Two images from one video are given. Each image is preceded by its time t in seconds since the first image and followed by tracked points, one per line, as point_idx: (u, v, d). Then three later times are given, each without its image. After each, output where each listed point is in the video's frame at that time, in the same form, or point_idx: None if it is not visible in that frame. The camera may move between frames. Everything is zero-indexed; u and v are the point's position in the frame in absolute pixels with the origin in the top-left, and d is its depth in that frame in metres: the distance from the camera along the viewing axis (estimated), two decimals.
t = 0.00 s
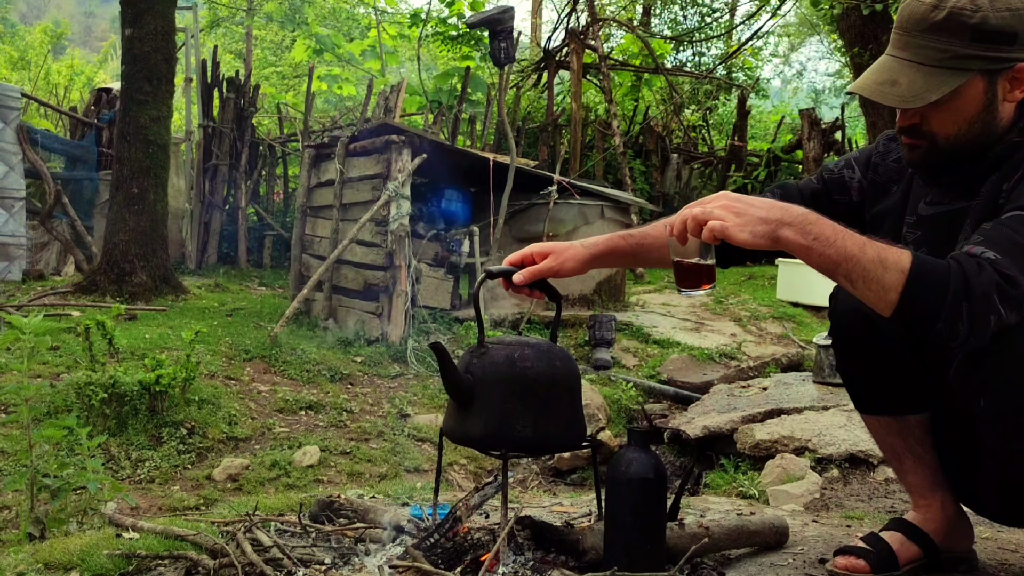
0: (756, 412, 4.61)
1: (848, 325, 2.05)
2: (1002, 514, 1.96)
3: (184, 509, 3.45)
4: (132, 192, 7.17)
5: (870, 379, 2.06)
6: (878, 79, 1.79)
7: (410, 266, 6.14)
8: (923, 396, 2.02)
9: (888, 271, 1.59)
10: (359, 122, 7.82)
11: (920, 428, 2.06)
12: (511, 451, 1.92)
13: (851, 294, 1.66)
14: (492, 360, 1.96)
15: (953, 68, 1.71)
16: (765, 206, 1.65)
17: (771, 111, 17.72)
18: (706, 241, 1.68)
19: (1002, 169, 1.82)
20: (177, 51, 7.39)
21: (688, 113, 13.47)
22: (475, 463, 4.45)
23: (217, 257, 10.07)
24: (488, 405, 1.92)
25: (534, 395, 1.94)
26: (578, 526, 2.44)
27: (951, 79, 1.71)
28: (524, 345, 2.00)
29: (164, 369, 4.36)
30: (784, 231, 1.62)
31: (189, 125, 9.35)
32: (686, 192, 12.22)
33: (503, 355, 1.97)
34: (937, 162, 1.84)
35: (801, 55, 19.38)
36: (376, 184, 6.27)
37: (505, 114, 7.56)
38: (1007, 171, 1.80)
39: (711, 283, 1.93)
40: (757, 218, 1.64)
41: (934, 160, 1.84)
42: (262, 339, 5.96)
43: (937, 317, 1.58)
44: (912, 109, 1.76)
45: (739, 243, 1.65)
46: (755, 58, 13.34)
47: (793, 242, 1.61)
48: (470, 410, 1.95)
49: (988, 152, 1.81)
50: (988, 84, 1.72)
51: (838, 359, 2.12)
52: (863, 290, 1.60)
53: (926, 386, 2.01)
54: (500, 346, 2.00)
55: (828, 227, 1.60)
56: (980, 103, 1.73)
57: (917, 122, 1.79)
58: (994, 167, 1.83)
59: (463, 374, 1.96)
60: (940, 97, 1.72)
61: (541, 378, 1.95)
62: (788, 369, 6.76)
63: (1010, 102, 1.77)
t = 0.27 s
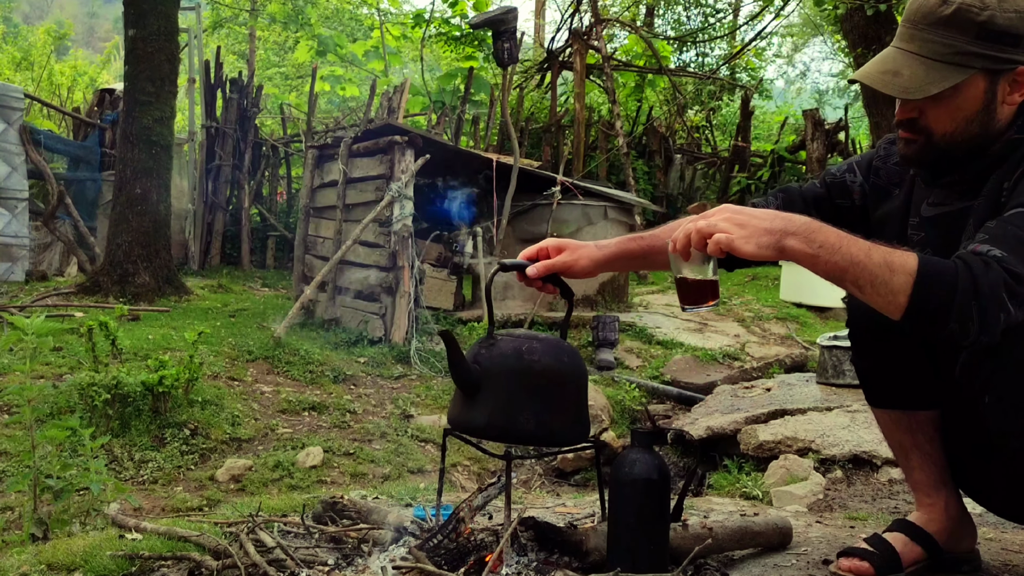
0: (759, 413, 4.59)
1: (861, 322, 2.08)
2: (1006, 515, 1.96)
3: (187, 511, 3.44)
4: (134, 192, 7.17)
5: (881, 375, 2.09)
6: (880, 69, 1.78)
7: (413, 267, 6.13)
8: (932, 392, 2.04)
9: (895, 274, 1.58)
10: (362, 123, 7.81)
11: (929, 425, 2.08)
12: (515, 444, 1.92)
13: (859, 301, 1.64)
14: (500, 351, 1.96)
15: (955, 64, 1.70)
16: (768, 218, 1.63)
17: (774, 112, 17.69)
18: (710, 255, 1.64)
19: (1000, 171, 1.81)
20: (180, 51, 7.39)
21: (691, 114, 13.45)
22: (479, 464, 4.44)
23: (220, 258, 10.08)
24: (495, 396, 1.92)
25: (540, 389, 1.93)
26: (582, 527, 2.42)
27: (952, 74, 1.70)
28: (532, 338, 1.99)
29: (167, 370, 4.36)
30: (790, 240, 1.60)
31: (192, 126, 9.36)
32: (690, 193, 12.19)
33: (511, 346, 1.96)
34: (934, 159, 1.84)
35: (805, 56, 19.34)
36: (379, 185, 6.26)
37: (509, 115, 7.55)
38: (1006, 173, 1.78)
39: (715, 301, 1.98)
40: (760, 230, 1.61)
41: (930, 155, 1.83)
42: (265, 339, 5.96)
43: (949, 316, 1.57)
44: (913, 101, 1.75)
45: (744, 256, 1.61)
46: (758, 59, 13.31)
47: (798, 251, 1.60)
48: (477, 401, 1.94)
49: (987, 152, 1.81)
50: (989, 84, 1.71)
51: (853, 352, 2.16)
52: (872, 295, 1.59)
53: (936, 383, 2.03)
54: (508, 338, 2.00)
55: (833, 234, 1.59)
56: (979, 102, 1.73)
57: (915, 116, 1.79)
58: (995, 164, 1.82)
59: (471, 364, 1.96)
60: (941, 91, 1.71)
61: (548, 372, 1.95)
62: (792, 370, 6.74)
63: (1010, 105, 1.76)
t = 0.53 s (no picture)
0: (763, 414, 4.57)
1: (866, 320, 2.08)
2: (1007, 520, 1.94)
3: (190, 511, 3.44)
4: (138, 193, 7.18)
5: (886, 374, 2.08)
6: (896, 60, 1.80)
7: (416, 267, 6.12)
8: (935, 393, 2.04)
9: (893, 272, 1.59)
10: (365, 124, 7.82)
11: (933, 424, 2.08)
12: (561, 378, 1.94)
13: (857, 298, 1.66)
14: (557, 286, 1.95)
15: (969, 59, 1.70)
16: (765, 219, 1.65)
17: (778, 112, 17.65)
18: (709, 255, 1.66)
19: (1007, 169, 1.78)
20: (183, 52, 7.40)
21: (695, 114, 13.43)
22: (482, 465, 4.43)
23: (223, 259, 10.08)
24: (550, 330, 1.92)
25: (592, 328, 1.95)
26: (586, 528, 2.41)
27: (965, 67, 1.70)
28: (587, 276, 2.00)
29: (170, 370, 4.36)
30: (788, 240, 1.61)
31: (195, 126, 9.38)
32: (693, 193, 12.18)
33: (568, 282, 1.96)
34: (942, 152, 1.85)
35: (809, 56, 19.31)
36: (382, 186, 6.26)
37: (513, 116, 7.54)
38: (1012, 170, 1.76)
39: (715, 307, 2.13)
40: (758, 230, 1.63)
41: (938, 149, 1.84)
42: (268, 340, 5.96)
43: (946, 313, 1.59)
44: (924, 93, 1.76)
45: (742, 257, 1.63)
46: (762, 59, 13.29)
47: (796, 250, 1.61)
48: (528, 333, 1.95)
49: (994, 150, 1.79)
50: (1002, 81, 1.71)
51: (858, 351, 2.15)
52: (870, 293, 1.60)
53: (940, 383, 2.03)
54: (564, 273, 2.00)
55: (830, 234, 1.61)
56: (990, 99, 1.72)
57: (926, 108, 1.80)
58: (1000, 163, 1.80)
59: (527, 293, 1.95)
60: (953, 85, 1.72)
61: (601, 310, 1.96)
62: (796, 371, 6.72)
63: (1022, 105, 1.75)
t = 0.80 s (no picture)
0: (766, 414, 4.55)
1: (875, 317, 2.05)
2: (1010, 524, 1.94)
3: (193, 512, 3.44)
4: (141, 194, 7.19)
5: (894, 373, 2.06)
6: (925, 52, 1.80)
7: (420, 268, 6.13)
8: (940, 391, 2.02)
9: (900, 263, 1.62)
10: (368, 124, 7.82)
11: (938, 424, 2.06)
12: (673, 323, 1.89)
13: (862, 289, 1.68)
14: (647, 238, 1.91)
15: (999, 57, 1.70)
16: (770, 209, 1.65)
17: (781, 113, 17.62)
18: (716, 244, 1.65)
19: None
20: (186, 52, 7.41)
21: (698, 115, 13.41)
22: (485, 466, 4.43)
23: (226, 260, 10.09)
24: (650, 277, 1.88)
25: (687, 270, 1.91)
26: (589, 529, 2.41)
27: (994, 64, 1.70)
28: (670, 223, 1.97)
29: (173, 371, 4.35)
30: (795, 230, 1.62)
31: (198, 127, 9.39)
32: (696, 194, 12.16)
33: (656, 232, 1.92)
34: (963, 147, 1.84)
35: (812, 57, 19.27)
36: (386, 186, 6.26)
37: (516, 116, 7.51)
38: None
39: (723, 298, 1.95)
40: (765, 220, 1.63)
41: (959, 144, 1.84)
42: (272, 341, 5.96)
43: (951, 305, 1.61)
44: (951, 87, 1.76)
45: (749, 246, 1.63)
46: (765, 59, 13.27)
47: (803, 240, 1.62)
48: (626, 288, 1.90)
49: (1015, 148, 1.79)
50: None
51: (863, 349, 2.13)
52: (876, 284, 1.63)
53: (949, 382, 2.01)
54: (648, 222, 1.96)
55: (838, 224, 1.62)
56: (1017, 97, 1.72)
57: (951, 102, 1.80)
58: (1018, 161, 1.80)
59: (617, 250, 1.89)
60: (981, 81, 1.72)
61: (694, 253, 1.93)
62: (799, 371, 6.70)
63: None
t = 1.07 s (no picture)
0: (770, 415, 4.54)
1: (883, 318, 2.06)
2: (1014, 525, 1.95)
3: (196, 513, 3.44)
4: (144, 194, 7.20)
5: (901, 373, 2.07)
6: (950, 46, 1.82)
7: (423, 268, 6.14)
8: (947, 392, 2.03)
9: (914, 258, 1.66)
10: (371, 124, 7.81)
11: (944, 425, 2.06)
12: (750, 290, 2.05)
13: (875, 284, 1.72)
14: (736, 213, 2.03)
15: None
16: (784, 204, 1.70)
17: (785, 114, 17.58)
18: (728, 238, 1.71)
19: None
20: (189, 53, 7.42)
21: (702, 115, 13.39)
22: (488, 467, 4.42)
23: (229, 260, 10.09)
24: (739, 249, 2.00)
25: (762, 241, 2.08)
26: (592, 530, 2.40)
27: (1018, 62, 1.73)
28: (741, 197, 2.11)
29: (176, 372, 4.35)
30: (808, 224, 1.67)
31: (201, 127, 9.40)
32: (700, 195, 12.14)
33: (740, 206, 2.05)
34: (981, 143, 1.86)
35: (816, 57, 19.21)
36: (389, 187, 6.26)
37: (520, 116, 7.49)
38: None
39: (738, 296, 2.00)
40: (777, 215, 1.68)
41: (977, 139, 1.86)
42: (275, 342, 5.95)
43: (964, 300, 1.66)
44: (973, 81, 1.79)
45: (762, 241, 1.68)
46: (769, 60, 13.25)
47: (816, 234, 1.67)
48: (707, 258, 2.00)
49: None
50: None
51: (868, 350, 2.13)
52: (889, 279, 1.67)
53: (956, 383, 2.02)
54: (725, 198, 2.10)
55: (850, 219, 1.67)
56: None
57: (972, 97, 1.82)
58: None
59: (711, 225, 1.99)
60: (1005, 78, 1.75)
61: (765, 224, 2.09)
62: (803, 372, 6.69)
63: None
